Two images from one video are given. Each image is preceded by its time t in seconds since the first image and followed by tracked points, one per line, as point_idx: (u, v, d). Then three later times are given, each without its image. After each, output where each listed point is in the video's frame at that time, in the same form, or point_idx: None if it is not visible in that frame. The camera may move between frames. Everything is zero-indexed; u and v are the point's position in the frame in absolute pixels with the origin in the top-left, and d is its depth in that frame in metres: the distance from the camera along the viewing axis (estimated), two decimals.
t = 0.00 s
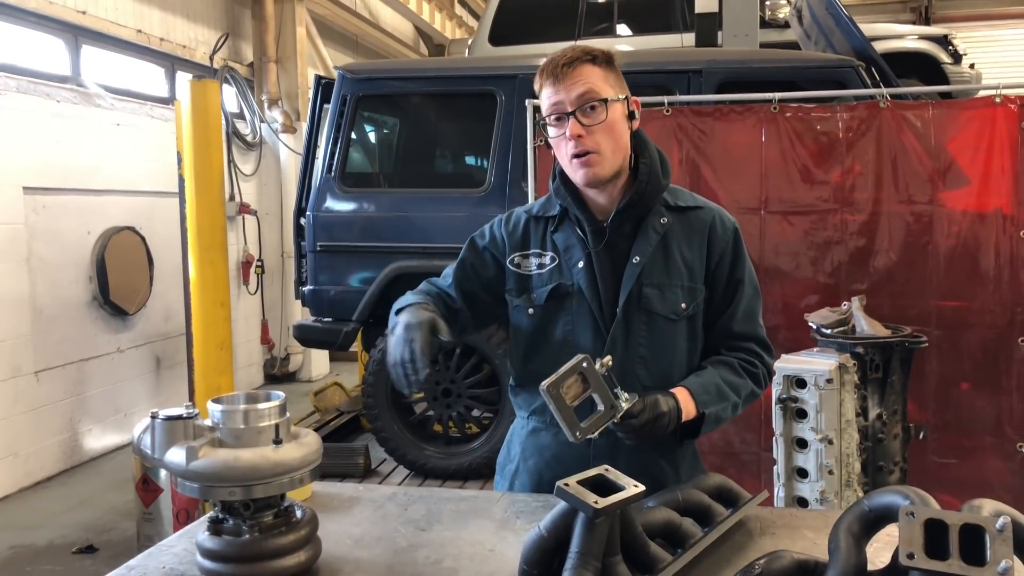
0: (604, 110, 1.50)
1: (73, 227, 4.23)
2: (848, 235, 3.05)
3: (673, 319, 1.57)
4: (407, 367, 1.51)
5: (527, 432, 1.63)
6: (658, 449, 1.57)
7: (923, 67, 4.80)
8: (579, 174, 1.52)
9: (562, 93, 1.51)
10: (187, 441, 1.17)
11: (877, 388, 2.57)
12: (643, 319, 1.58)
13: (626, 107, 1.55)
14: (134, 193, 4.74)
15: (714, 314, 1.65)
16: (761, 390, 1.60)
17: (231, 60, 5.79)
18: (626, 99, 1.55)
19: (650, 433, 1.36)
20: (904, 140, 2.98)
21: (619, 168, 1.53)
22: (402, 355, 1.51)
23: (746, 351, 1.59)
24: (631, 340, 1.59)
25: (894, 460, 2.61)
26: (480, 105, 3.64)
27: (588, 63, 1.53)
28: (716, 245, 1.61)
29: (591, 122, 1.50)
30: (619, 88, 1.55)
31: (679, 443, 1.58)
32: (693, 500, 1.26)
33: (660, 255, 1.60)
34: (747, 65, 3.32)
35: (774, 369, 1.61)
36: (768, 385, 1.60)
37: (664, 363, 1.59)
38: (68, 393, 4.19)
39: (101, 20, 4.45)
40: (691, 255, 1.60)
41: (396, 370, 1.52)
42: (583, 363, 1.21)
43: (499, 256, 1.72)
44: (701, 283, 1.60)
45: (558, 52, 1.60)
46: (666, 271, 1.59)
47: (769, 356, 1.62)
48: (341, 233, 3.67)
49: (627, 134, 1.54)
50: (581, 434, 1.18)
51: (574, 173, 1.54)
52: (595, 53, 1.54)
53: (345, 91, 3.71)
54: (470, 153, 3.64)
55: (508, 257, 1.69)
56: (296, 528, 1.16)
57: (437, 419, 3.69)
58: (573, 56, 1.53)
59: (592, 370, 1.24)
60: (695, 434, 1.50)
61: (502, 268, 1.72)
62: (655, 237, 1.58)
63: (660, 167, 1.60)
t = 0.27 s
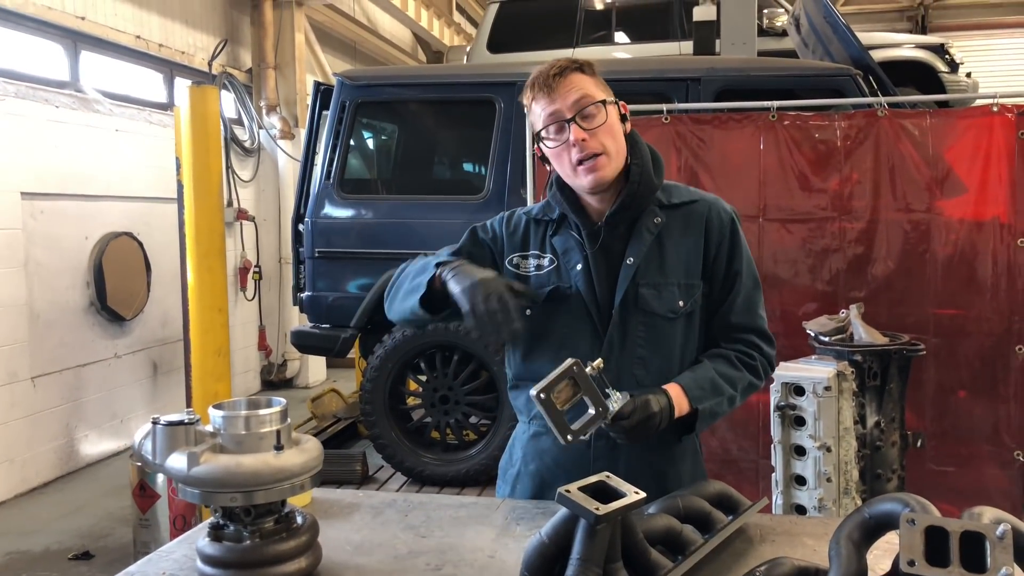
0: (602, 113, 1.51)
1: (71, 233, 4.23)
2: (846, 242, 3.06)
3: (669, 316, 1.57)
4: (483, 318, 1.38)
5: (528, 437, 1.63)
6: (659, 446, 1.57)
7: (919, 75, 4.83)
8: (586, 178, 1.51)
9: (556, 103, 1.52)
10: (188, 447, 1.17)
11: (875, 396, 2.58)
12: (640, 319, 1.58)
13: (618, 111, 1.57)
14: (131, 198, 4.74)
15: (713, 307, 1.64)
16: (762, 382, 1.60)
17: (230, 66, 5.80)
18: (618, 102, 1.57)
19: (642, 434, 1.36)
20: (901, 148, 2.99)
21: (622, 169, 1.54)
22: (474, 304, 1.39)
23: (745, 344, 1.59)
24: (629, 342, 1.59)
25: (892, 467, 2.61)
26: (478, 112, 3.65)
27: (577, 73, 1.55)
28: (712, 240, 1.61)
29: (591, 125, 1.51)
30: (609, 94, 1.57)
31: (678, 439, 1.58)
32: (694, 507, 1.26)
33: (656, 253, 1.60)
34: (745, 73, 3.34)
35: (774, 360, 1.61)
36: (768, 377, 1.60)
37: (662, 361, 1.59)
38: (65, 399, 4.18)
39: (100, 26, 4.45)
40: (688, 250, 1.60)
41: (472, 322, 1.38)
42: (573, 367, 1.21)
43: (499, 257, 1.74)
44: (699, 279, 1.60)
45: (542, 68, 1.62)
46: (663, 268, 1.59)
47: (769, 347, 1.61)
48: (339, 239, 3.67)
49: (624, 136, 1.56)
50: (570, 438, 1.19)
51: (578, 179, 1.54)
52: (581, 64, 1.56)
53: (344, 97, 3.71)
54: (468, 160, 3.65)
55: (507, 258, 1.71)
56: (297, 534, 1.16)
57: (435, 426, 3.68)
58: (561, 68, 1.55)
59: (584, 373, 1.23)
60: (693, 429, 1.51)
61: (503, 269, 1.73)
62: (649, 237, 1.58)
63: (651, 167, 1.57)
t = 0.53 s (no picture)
0: (599, 127, 1.49)
1: (68, 237, 4.22)
2: (842, 250, 3.07)
3: (662, 313, 1.57)
4: (509, 289, 1.40)
5: (526, 440, 1.64)
6: (650, 441, 1.56)
7: (915, 85, 4.86)
8: (585, 191, 1.52)
9: (555, 118, 1.48)
10: (187, 451, 1.17)
11: (872, 404, 2.59)
12: (634, 316, 1.58)
13: (614, 120, 1.55)
14: (129, 202, 4.73)
15: (708, 301, 1.63)
16: (756, 377, 1.58)
17: (228, 71, 5.81)
18: (613, 111, 1.54)
19: (627, 427, 1.36)
20: (897, 157, 3.01)
21: (618, 178, 1.54)
22: (500, 276, 1.40)
23: (738, 340, 1.57)
24: (623, 341, 1.59)
25: (888, 476, 2.62)
26: (477, 119, 3.66)
27: (573, 84, 1.51)
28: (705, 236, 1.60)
29: (590, 140, 1.48)
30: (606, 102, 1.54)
31: (672, 437, 1.57)
32: (692, 514, 1.26)
33: (649, 251, 1.59)
34: (743, 82, 3.36)
35: (769, 353, 1.58)
36: (763, 371, 1.59)
37: (656, 359, 1.59)
38: (60, 403, 4.16)
39: (99, 31, 4.45)
40: (681, 245, 1.59)
41: (500, 293, 1.40)
42: (557, 358, 1.21)
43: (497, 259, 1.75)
44: (692, 274, 1.59)
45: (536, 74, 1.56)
46: (656, 265, 1.58)
47: (764, 341, 1.60)
48: (337, 245, 3.67)
49: (620, 145, 1.54)
50: (553, 428, 1.20)
51: (577, 190, 1.54)
52: (576, 74, 1.51)
53: (343, 103, 3.72)
54: (466, 166, 3.66)
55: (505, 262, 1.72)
56: (295, 539, 1.16)
57: (431, 432, 3.68)
58: (558, 80, 1.50)
59: (569, 365, 1.24)
60: (683, 426, 1.51)
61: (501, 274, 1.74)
62: (642, 236, 1.58)
63: (645, 167, 1.58)
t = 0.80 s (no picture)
0: (582, 142, 1.44)
1: (66, 239, 4.22)
2: (841, 256, 3.08)
3: (659, 324, 1.54)
4: (509, 293, 1.40)
5: (519, 446, 1.62)
6: (647, 452, 1.53)
7: (913, 91, 4.88)
8: (566, 205, 1.50)
9: (537, 131, 1.46)
10: (187, 453, 1.16)
11: (870, 410, 2.59)
12: (630, 326, 1.55)
13: (605, 130, 1.48)
14: (127, 205, 4.73)
15: (707, 314, 1.60)
16: (754, 393, 1.56)
17: (227, 74, 5.81)
18: (604, 121, 1.48)
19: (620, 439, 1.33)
20: (896, 163, 3.02)
21: (605, 193, 1.50)
22: (500, 280, 1.41)
23: (736, 354, 1.55)
24: (619, 351, 1.56)
25: (886, 481, 2.62)
26: (476, 123, 3.66)
27: (560, 94, 1.46)
28: (704, 249, 1.58)
29: (570, 156, 1.45)
30: (596, 112, 1.48)
31: (669, 449, 1.54)
32: (692, 517, 1.26)
33: (647, 261, 1.57)
34: (742, 87, 3.36)
35: (768, 370, 1.57)
36: (761, 387, 1.57)
37: (652, 369, 1.55)
38: (57, 405, 4.15)
39: (98, 33, 4.45)
40: (680, 256, 1.57)
41: (500, 297, 1.39)
42: (552, 370, 1.21)
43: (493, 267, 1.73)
44: (691, 286, 1.57)
45: (532, 78, 1.52)
46: (654, 276, 1.55)
47: (762, 357, 1.57)
48: (335, 248, 3.67)
49: (609, 157, 1.49)
50: (547, 440, 1.19)
51: (562, 202, 1.52)
52: (565, 84, 1.46)
53: (342, 107, 3.72)
54: (464, 170, 3.66)
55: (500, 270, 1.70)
56: (295, 542, 1.15)
57: (429, 436, 3.67)
58: (544, 91, 1.46)
59: (565, 377, 1.24)
60: (680, 441, 1.48)
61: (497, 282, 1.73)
62: (640, 245, 1.56)
63: (644, 176, 1.55)
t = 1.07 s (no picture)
0: (572, 144, 1.44)
1: (62, 241, 4.21)
2: (837, 258, 3.08)
3: (653, 330, 1.54)
4: (509, 294, 1.40)
5: (513, 451, 1.61)
6: (641, 456, 1.52)
7: (908, 94, 4.90)
8: (556, 207, 1.50)
9: (528, 133, 1.46)
10: (185, 455, 1.16)
11: (866, 412, 2.59)
12: (624, 332, 1.55)
13: (596, 133, 1.48)
14: (123, 206, 4.72)
15: (702, 320, 1.60)
16: (749, 399, 1.55)
17: (224, 76, 5.80)
18: (595, 123, 1.48)
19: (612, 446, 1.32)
20: (892, 166, 3.03)
21: (595, 196, 1.50)
22: (499, 281, 1.41)
23: (731, 359, 1.54)
24: (613, 356, 1.56)
25: (882, 483, 2.62)
26: (473, 125, 3.66)
27: (552, 96, 1.45)
28: (699, 253, 1.57)
29: (561, 158, 1.45)
30: (587, 114, 1.47)
31: (664, 454, 1.53)
32: (689, 519, 1.26)
33: (641, 266, 1.56)
34: (739, 90, 3.37)
35: (764, 375, 1.56)
36: (757, 393, 1.56)
37: (646, 375, 1.55)
38: (53, 408, 4.14)
39: (95, 35, 4.45)
40: (674, 261, 1.56)
41: (500, 297, 1.39)
42: (540, 377, 1.21)
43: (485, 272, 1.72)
44: (685, 291, 1.56)
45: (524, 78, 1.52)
46: (648, 281, 1.55)
47: (758, 362, 1.56)
48: (332, 250, 3.66)
49: (601, 160, 1.49)
50: (537, 447, 1.19)
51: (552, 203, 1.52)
52: (557, 85, 1.46)
53: (339, 109, 3.72)
54: (461, 173, 3.66)
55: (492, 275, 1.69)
56: (293, 544, 1.15)
57: (426, 438, 3.66)
58: (536, 92, 1.45)
59: (554, 384, 1.24)
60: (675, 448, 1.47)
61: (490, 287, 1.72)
62: (635, 249, 1.55)
63: (637, 180, 1.54)
